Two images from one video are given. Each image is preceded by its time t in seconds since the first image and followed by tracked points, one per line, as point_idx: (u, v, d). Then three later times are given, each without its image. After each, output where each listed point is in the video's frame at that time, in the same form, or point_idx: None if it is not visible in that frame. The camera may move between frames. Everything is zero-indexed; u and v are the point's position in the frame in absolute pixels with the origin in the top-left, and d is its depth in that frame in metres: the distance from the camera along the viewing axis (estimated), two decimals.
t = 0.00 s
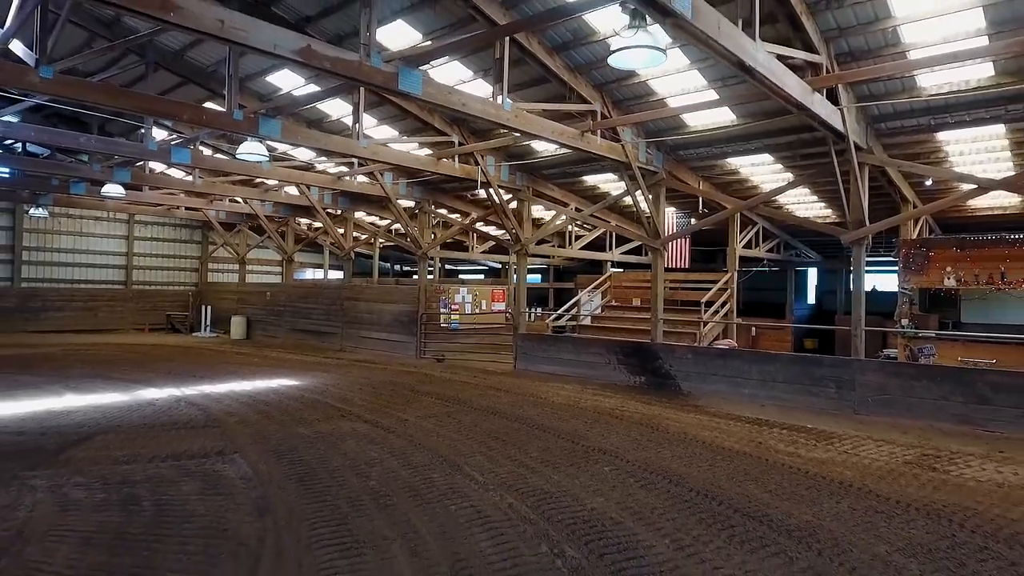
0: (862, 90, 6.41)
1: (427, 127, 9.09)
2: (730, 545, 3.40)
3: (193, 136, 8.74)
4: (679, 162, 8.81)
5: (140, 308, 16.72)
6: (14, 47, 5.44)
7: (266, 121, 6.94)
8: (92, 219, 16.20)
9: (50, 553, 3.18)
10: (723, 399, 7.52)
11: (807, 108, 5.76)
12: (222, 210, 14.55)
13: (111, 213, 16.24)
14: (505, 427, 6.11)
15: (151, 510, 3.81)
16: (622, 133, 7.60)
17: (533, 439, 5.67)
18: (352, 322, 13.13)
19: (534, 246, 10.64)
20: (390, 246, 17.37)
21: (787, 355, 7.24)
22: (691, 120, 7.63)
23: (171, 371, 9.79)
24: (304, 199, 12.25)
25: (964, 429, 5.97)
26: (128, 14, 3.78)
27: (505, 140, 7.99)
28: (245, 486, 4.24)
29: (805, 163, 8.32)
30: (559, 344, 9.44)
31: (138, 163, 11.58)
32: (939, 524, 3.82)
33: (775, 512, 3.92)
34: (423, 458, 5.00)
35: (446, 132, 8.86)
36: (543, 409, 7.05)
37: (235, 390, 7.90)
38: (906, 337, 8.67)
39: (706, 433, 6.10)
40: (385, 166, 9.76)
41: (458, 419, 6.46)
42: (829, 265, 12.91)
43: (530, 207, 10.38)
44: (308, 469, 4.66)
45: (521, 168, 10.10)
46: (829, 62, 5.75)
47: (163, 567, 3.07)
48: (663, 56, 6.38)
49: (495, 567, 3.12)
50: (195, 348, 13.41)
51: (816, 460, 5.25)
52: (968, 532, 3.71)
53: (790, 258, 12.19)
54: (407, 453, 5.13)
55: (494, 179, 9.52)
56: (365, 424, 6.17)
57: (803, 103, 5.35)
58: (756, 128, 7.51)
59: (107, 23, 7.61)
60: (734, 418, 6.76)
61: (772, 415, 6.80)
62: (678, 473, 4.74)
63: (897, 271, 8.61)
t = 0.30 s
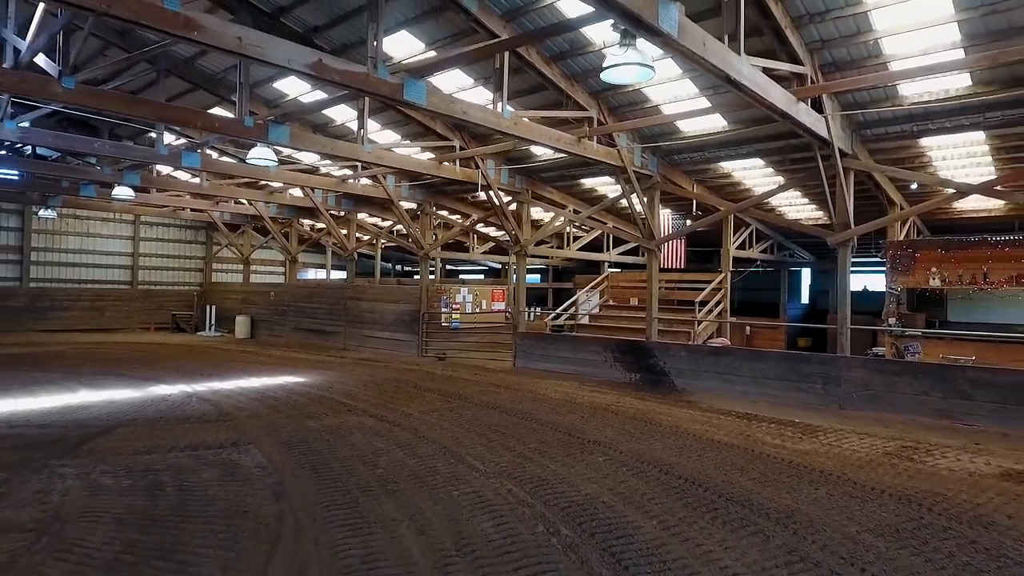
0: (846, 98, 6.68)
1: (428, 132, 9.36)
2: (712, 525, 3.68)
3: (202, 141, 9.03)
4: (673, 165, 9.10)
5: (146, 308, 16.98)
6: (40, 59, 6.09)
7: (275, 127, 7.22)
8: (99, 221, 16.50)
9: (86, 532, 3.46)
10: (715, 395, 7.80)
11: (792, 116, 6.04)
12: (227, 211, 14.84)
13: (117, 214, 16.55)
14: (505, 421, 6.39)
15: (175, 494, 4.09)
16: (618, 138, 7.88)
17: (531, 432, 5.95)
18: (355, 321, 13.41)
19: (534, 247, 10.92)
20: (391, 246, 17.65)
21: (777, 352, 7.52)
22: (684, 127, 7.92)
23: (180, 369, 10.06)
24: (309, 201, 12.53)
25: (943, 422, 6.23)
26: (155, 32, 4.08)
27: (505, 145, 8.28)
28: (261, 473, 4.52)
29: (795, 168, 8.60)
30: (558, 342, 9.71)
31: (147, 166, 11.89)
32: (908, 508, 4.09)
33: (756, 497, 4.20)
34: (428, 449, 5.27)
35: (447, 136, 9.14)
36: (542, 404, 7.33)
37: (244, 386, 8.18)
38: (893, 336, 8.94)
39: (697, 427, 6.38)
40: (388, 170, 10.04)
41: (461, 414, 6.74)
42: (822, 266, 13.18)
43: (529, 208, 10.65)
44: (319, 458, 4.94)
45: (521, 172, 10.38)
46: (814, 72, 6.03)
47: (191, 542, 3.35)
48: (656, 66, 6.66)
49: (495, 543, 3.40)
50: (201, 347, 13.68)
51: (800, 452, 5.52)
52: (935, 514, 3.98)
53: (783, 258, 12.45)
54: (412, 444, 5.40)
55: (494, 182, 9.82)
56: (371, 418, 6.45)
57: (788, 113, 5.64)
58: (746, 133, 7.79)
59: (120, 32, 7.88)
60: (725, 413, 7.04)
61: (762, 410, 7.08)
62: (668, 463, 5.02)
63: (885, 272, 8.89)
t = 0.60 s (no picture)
0: (833, 106, 6.96)
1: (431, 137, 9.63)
2: (697, 507, 3.97)
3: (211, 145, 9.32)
4: (668, 169, 9.39)
5: (152, 308, 17.26)
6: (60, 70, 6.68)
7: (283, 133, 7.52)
8: (105, 222, 16.82)
9: (117, 513, 3.73)
10: (708, 391, 8.08)
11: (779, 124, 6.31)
12: (232, 213, 15.13)
13: (123, 215, 16.87)
14: (505, 416, 6.68)
15: (196, 481, 4.36)
16: (614, 145, 8.20)
17: (529, 426, 6.23)
18: (358, 320, 13.69)
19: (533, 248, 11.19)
20: (393, 247, 17.95)
21: (767, 350, 7.79)
22: (678, 133, 8.20)
23: (188, 367, 10.31)
24: (313, 203, 12.81)
25: (925, 416, 6.50)
26: (177, 48, 4.36)
27: (505, 150, 8.57)
28: (275, 462, 4.80)
29: (785, 171, 8.88)
30: (556, 340, 10.00)
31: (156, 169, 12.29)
32: (881, 493, 4.37)
33: (739, 483, 4.49)
34: (431, 440, 5.55)
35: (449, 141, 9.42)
36: (540, 399, 7.61)
37: (253, 383, 8.46)
38: (881, 334, 9.22)
39: (688, 421, 6.66)
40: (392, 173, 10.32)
41: (462, 408, 7.01)
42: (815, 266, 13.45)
43: (528, 210, 10.93)
44: (329, 449, 5.22)
45: (520, 175, 10.66)
46: (800, 81, 6.31)
47: (215, 522, 3.63)
48: (650, 75, 6.93)
49: (496, 524, 3.67)
50: (207, 345, 13.94)
51: (786, 444, 5.79)
52: (906, 499, 4.26)
53: (777, 259, 12.73)
54: (416, 437, 5.68)
55: (494, 185, 10.10)
56: (377, 412, 6.73)
57: (775, 121, 5.92)
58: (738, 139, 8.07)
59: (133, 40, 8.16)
60: (716, 408, 7.31)
61: (752, 405, 7.36)
62: (658, 453, 5.30)
63: (873, 272, 9.16)
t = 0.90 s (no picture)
0: (820, 112, 7.24)
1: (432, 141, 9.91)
2: (683, 493, 4.24)
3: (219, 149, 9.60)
4: (663, 172, 9.67)
5: (157, 307, 17.52)
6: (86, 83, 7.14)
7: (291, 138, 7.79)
8: (111, 222, 17.10)
9: (144, 497, 4.01)
10: (701, 387, 8.37)
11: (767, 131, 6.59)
12: (237, 213, 15.41)
13: (129, 216, 17.16)
14: (505, 410, 6.95)
15: (214, 468, 4.64)
16: (610, 149, 8.47)
17: (528, 420, 6.50)
18: (361, 319, 13.96)
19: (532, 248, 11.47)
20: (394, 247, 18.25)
21: (758, 348, 8.06)
22: (672, 138, 8.48)
23: (196, 365, 10.57)
24: (317, 204, 13.09)
25: (907, 411, 6.78)
26: (198, 63, 4.64)
27: (506, 154, 8.86)
28: (287, 452, 5.07)
29: (776, 175, 9.15)
30: (554, 338, 10.28)
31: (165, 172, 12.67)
32: (858, 480, 4.65)
33: (724, 472, 4.77)
34: (435, 433, 5.83)
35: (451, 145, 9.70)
36: (539, 395, 7.88)
37: (260, 380, 8.73)
38: (870, 333, 9.49)
39: (680, 416, 6.93)
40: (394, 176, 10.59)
41: (464, 403, 7.28)
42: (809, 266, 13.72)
43: (527, 212, 11.22)
44: (338, 440, 5.50)
45: (519, 178, 10.93)
46: (787, 90, 6.59)
47: (236, 505, 3.91)
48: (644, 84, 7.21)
49: (495, 507, 3.95)
50: (213, 344, 14.20)
51: (773, 436, 6.06)
52: (881, 486, 4.54)
53: (771, 259, 13.01)
54: (420, 429, 5.96)
55: (494, 187, 10.38)
56: (381, 407, 7.01)
57: (763, 128, 6.19)
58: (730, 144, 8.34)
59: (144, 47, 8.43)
60: (708, 403, 7.59)
61: (742, 401, 7.63)
62: (650, 445, 5.58)
63: (862, 273, 9.39)
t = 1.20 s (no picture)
0: (808, 118, 7.50)
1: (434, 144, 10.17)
2: (673, 480, 4.51)
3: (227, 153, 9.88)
4: (659, 175, 9.95)
5: (162, 307, 17.78)
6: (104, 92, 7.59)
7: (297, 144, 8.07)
8: (117, 223, 17.37)
9: (167, 483, 4.28)
10: (694, 384, 8.63)
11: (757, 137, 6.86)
12: (241, 215, 15.68)
13: (135, 217, 17.43)
14: (505, 405, 7.22)
15: (230, 458, 4.91)
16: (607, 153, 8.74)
17: (527, 414, 6.77)
18: (364, 318, 14.23)
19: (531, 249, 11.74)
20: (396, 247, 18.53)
21: (750, 345, 8.32)
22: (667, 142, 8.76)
23: (203, 363, 10.84)
24: (321, 206, 13.36)
25: (891, 406, 7.04)
26: (215, 75, 4.91)
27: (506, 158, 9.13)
28: (298, 444, 5.33)
29: (768, 178, 9.42)
30: (553, 337, 10.55)
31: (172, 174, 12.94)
32: (839, 469, 4.92)
33: (712, 461, 5.05)
34: (438, 426, 6.10)
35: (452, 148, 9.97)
36: (537, 392, 8.15)
37: (267, 377, 9.00)
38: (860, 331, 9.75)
39: (673, 410, 7.20)
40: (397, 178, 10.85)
41: (465, 399, 7.55)
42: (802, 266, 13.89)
43: (526, 214, 11.49)
44: (346, 433, 5.77)
45: (519, 180, 11.20)
46: (776, 98, 6.86)
47: (253, 490, 4.18)
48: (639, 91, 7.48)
49: (496, 492, 4.23)
50: (218, 343, 14.46)
51: (762, 430, 6.33)
52: (861, 474, 4.81)
53: (765, 260, 13.28)
54: (424, 423, 6.22)
55: (494, 189, 10.65)
56: (386, 402, 7.29)
57: (752, 135, 6.47)
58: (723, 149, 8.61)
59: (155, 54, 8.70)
60: (701, 399, 7.86)
61: (734, 397, 7.90)
62: (643, 437, 5.85)
63: (852, 273, 9.63)
